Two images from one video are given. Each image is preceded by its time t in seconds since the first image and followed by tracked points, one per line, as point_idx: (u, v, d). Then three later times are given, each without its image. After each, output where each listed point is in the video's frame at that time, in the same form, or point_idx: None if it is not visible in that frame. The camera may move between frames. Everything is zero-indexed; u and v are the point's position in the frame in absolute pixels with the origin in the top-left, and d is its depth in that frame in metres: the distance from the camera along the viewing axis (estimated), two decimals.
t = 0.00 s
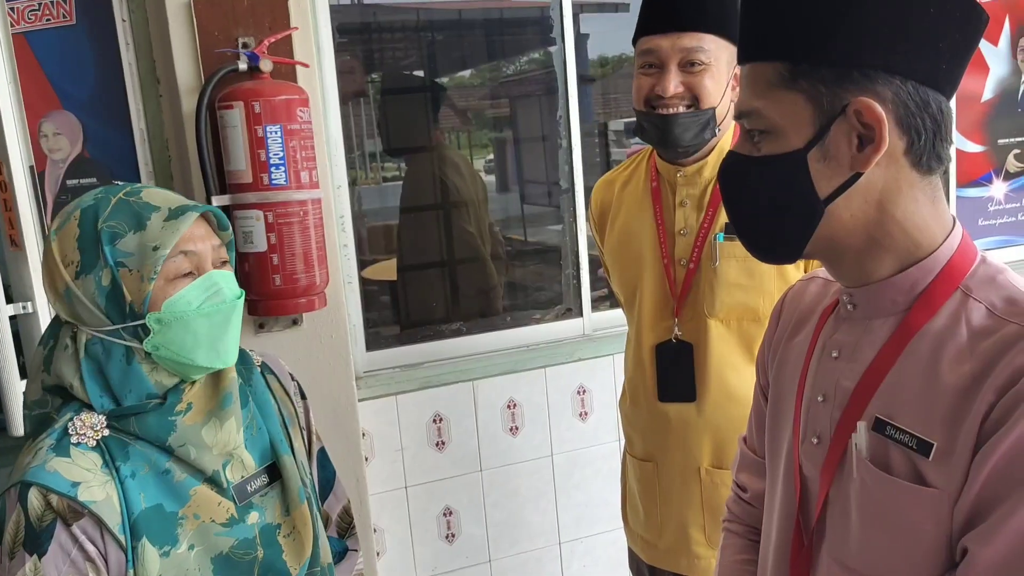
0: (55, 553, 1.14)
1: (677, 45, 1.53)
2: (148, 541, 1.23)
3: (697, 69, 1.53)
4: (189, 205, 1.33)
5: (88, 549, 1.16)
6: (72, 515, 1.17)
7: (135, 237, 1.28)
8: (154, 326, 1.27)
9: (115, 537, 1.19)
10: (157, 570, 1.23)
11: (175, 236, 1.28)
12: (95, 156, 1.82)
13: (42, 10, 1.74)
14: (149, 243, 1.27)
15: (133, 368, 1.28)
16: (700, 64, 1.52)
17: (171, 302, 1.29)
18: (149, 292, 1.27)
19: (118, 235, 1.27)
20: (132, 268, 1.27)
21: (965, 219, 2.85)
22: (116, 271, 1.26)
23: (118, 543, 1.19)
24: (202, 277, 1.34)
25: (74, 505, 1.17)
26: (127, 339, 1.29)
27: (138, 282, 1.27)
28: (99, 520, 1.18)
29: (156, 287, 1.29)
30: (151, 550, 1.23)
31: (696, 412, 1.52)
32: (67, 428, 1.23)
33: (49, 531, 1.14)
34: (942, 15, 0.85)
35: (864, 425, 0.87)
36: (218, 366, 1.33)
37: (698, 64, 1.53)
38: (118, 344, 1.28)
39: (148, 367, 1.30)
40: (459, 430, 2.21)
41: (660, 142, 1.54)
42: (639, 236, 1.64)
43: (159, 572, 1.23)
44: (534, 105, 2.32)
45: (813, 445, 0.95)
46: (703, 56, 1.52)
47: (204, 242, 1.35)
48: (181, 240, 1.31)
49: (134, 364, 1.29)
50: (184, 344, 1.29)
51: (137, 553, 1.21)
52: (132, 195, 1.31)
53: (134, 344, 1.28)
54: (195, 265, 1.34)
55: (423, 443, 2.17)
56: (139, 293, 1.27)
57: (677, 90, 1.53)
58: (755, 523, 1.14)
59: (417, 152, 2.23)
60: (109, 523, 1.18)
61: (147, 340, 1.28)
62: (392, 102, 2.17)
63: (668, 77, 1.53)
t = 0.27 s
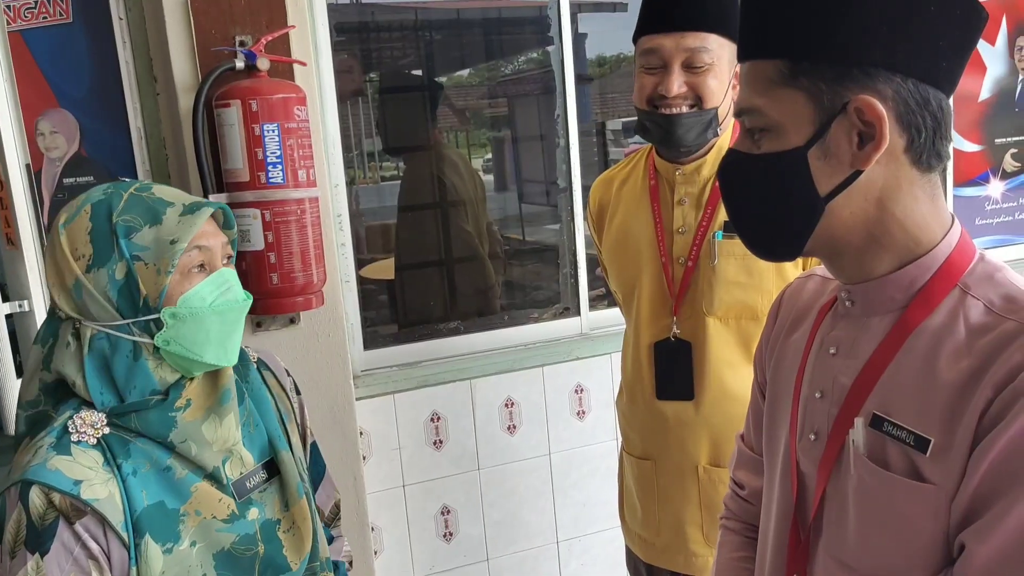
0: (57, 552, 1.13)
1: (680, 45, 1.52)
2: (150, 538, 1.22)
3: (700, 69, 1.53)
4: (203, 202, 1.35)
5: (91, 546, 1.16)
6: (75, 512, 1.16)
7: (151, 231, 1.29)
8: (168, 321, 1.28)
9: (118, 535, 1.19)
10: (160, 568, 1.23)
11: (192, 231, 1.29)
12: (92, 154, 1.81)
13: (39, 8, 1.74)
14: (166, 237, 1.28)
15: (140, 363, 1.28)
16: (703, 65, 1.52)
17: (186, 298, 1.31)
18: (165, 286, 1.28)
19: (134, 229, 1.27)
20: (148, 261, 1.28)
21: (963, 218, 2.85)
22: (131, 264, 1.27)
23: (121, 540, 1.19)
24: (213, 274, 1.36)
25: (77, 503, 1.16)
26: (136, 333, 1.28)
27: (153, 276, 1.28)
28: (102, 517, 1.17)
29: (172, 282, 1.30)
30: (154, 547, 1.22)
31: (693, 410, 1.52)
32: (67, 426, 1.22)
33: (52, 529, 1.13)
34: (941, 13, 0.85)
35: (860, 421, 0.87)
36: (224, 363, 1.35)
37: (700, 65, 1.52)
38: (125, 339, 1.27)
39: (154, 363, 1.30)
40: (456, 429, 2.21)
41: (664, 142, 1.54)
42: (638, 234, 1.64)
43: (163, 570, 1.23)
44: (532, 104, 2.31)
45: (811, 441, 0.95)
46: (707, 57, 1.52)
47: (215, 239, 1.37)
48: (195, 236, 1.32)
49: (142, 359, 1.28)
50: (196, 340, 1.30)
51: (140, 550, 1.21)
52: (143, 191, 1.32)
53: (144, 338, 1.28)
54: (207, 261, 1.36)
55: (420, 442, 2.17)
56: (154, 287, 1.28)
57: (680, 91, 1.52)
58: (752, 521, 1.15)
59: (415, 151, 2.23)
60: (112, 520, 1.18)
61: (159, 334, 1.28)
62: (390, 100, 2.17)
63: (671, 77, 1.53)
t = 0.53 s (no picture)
0: (63, 549, 1.12)
1: (684, 49, 1.52)
2: (155, 534, 1.22)
3: (702, 74, 1.53)
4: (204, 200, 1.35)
5: (96, 544, 1.15)
6: (80, 510, 1.15)
7: (152, 229, 1.29)
8: (168, 319, 1.28)
9: (123, 531, 1.18)
10: (165, 565, 1.23)
11: (194, 230, 1.30)
12: (88, 152, 1.81)
13: (35, 5, 1.73)
14: (168, 235, 1.28)
15: (140, 361, 1.28)
16: (705, 70, 1.53)
17: (187, 296, 1.31)
18: (167, 285, 1.28)
19: (136, 227, 1.27)
20: (150, 259, 1.28)
21: (959, 219, 2.86)
22: (134, 262, 1.27)
23: (126, 537, 1.19)
24: (214, 272, 1.37)
25: (82, 499, 1.15)
26: (136, 331, 1.29)
27: (155, 274, 1.28)
28: (108, 513, 1.17)
29: (174, 280, 1.30)
30: (159, 543, 1.22)
31: (692, 409, 1.52)
32: (69, 423, 1.22)
33: (58, 526, 1.13)
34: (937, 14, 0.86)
35: (856, 419, 0.87)
36: (223, 361, 1.35)
37: (702, 70, 1.53)
38: (125, 337, 1.28)
39: (154, 360, 1.30)
40: (452, 428, 2.21)
41: (661, 144, 1.55)
42: (638, 233, 1.64)
43: (168, 566, 1.23)
44: (529, 104, 2.31)
45: (806, 440, 0.95)
46: (710, 62, 1.52)
47: (216, 238, 1.37)
48: (198, 234, 1.33)
49: (143, 357, 1.29)
50: (196, 338, 1.30)
51: (144, 546, 1.21)
52: (144, 189, 1.32)
53: (143, 336, 1.29)
54: (207, 259, 1.36)
55: (416, 441, 2.17)
56: (155, 285, 1.28)
57: (681, 94, 1.53)
58: (747, 518, 1.15)
59: (414, 151, 2.22)
60: (117, 517, 1.18)
61: (159, 333, 1.28)
62: (387, 100, 2.17)
63: (672, 79, 1.53)
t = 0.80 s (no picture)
0: (62, 538, 1.12)
1: (677, 49, 1.51)
2: (153, 527, 1.21)
3: (696, 76, 1.52)
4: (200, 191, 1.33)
5: (95, 534, 1.15)
6: (80, 500, 1.14)
7: (148, 220, 1.27)
8: (164, 311, 1.26)
9: (123, 523, 1.17)
10: (163, 558, 1.22)
11: (189, 222, 1.28)
12: (81, 146, 1.79)
13: None
14: (163, 227, 1.27)
15: (138, 353, 1.26)
16: (701, 70, 1.51)
17: (184, 286, 1.29)
18: (163, 276, 1.26)
19: (131, 219, 1.25)
20: (145, 251, 1.26)
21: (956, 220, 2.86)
22: (128, 253, 1.25)
23: (125, 529, 1.18)
24: (210, 263, 1.35)
25: (82, 490, 1.14)
26: (133, 322, 1.27)
27: (150, 266, 1.26)
28: (108, 504, 1.16)
29: (170, 271, 1.28)
30: (156, 536, 1.21)
31: (691, 407, 1.51)
32: (69, 413, 1.20)
33: (57, 516, 1.12)
34: (937, 12, 0.85)
35: (854, 418, 0.86)
36: (222, 352, 1.34)
37: (697, 71, 1.51)
38: (123, 328, 1.26)
39: (154, 352, 1.28)
40: (447, 426, 2.20)
41: (660, 146, 1.55)
42: (639, 230, 1.63)
43: (165, 559, 1.22)
44: (526, 102, 2.30)
45: (804, 439, 0.95)
46: (704, 62, 1.51)
47: (212, 228, 1.36)
48: (193, 225, 1.31)
49: (142, 348, 1.27)
50: (193, 328, 1.29)
51: (143, 538, 1.20)
52: (141, 179, 1.30)
53: (141, 328, 1.26)
54: (204, 250, 1.34)
55: (410, 440, 2.16)
56: (150, 277, 1.26)
57: (675, 94, 1.51)
58: (743, 518, 1.14)
59: (410, 147, 2.22)
60: (117, 508, 1.17)
61: (155, 325, 1.26)
62: (382, 96, 2.16)
63: (667, 81, 1.52)
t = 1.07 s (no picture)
0: (68, 527, 1.14)
1: (666, 56, 1.53)
2: (158, 519, 1.22)
3: (689, 79, 1.52)
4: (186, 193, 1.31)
5: (101, 524, 1.17)
6: (87, 490, 1.16)
7: (130, 223, 1.27)
8: (146, 314, 1.27)
9: (128, 514, 1.19)
10: (167, 549, 1.23)
11: (168, 226, 1.27)
12: (84, 144, 1.80)
13: None
14: (142, 230, 1.27)
15: (130, 351, 1.29)
16: (692, 74, 1.52)
17: (164, 290, 1.28)
18: (142, 279, 1.27)
19: (116, 221, 1.27)
20: (127, 254, 1.27)
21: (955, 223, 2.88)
22: (111, 255, 1.27)
23: (130, 520, 1.20)
24: (197, 265, 1.32)
25: (89, 480, 1.16)
26: (124, 323, 1.28)
27: (131, 269, 1.27)
28: (113, 495, 1.18)
29: (149, 275, 1.28)
30: (161, 528, 1.23)
31: (692, 407, 1.53)
32: (78, 405, 1.23)
33: (64, 505, 1.14)
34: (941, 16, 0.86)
35: (851, 420, 0.88)
36: (210, 354, 1.32)
37: (689, 74, 1.52)
38: (116, 327, 1.28)
39: (146, 350, 1.30)
40: (446, 426, 2.21)
41: (660, 151, 1.56)
42: (642, 229, 1.65)
43: (169, 551, 1.23)
44: (527, 102, 2.32)
45: (801, 440, 0.96)
46: (695, 66, 1.52)
47: (201, 230, 1.33)
48: (176, 227, 1.30)
49: (133, 347, 1.29)
50: (175, 332, 1.28)
51: (148, 529, 1.21)
52: (133, 180, 1.31)
53: (129, 328, 1.28)
54: (191, 253, 1.32)
55: (409, 439, 2.17)
56: (132, 279, 1.27)
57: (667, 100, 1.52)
58: (739, 518, 1.15)
59: (411, 146, 2.22)
60: (123, 499, 1.18)
61: (139, 326, 1.27)
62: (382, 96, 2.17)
63: (660, 87, 1.53)
